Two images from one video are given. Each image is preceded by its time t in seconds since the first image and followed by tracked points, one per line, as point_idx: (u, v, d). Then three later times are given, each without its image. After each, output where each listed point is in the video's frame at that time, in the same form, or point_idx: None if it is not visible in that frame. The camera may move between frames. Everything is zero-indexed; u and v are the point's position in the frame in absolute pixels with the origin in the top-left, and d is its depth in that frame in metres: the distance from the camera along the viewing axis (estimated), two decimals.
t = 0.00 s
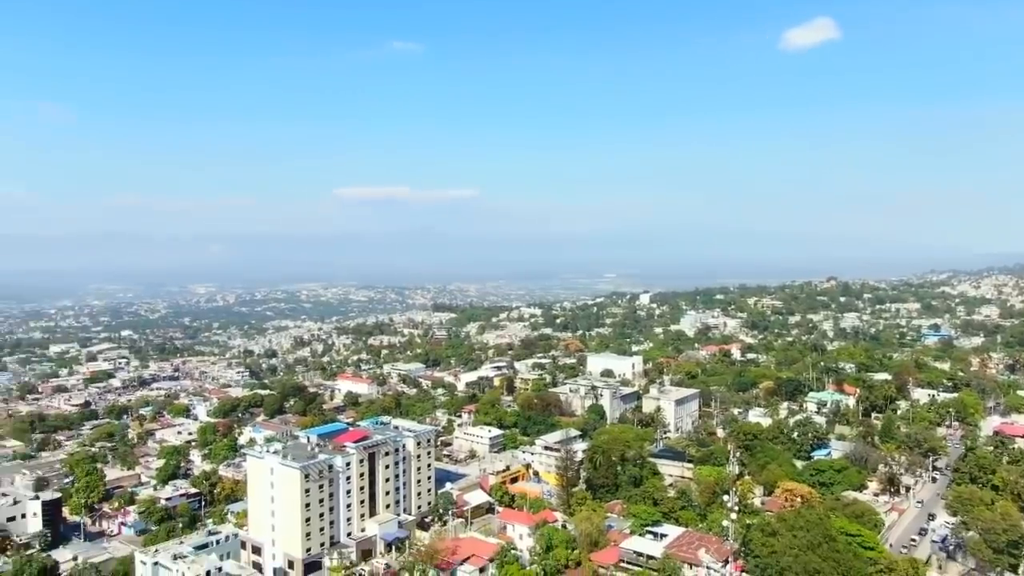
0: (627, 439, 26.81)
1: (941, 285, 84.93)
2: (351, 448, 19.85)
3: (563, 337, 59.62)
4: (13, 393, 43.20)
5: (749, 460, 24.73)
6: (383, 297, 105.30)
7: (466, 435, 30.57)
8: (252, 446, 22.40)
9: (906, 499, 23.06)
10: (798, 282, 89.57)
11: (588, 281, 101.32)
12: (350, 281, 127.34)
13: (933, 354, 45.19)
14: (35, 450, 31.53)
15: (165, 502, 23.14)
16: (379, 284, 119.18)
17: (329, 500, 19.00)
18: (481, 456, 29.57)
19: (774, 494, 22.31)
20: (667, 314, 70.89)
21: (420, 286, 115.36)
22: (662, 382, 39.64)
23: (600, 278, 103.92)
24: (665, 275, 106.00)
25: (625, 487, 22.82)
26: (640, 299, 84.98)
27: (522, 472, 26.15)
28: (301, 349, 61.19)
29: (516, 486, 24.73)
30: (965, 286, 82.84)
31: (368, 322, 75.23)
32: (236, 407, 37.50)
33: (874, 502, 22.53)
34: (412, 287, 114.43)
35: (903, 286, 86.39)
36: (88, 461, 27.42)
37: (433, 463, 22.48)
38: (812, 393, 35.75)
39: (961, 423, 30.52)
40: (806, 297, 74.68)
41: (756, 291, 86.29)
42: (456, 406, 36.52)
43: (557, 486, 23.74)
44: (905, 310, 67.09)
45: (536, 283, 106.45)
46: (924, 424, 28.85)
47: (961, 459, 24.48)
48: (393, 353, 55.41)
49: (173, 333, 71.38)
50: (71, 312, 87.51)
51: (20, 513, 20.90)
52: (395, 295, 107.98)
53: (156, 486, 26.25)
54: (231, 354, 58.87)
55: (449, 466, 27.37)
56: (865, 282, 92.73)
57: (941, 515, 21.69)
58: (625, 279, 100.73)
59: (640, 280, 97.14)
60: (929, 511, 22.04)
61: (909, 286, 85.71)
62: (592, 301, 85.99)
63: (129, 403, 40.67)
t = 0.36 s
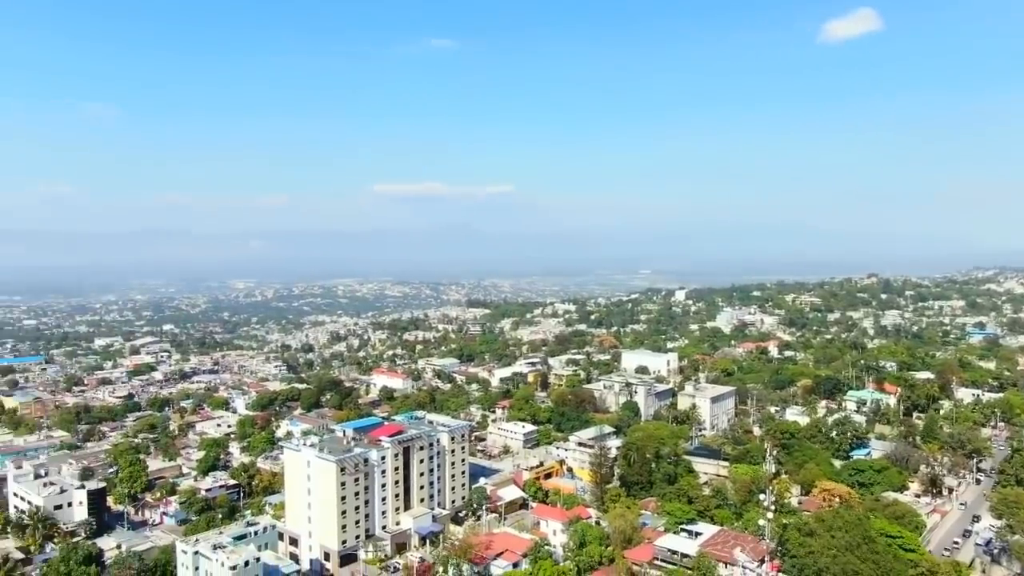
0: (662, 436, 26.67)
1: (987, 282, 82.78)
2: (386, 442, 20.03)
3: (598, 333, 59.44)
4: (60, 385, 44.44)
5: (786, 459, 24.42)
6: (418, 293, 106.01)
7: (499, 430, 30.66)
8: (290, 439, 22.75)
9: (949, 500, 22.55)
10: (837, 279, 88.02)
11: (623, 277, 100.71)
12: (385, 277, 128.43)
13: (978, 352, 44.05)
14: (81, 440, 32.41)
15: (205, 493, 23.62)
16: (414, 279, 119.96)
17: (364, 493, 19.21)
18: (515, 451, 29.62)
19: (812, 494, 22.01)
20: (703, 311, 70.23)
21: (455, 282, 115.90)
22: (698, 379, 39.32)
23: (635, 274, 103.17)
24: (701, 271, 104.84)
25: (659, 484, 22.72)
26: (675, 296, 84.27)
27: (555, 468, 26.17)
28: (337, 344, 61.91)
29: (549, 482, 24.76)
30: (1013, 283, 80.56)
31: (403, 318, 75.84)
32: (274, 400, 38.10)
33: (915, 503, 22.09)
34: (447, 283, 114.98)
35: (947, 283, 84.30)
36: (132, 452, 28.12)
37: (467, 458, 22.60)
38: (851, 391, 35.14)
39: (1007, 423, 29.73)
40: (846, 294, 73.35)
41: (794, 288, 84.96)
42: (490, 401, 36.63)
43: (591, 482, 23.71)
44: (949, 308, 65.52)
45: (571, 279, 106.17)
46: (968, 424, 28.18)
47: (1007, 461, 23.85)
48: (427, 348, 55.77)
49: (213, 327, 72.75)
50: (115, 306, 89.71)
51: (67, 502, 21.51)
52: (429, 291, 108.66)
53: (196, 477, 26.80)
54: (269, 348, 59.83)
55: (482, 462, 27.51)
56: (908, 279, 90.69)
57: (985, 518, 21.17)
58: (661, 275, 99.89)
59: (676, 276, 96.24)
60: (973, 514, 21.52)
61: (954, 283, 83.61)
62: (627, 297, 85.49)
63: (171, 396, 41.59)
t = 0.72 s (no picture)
0: (697, 438, 26.45)
1: None
2: (420, 441, 20.17)
3: (633, 334, 59.15)
4: (104, 382, 45.56)
5: (824, 463, 24.04)
6: (453, 293, 106.51)
7: (533, 430, 30.67)
8: (326, 437, 23.04)
9: (994, 507, 21.98)
10: (879, 280, 86.32)
11: (658, 277, 99.96)
12: (420, 276, 129.30)
13: None
14: (125, 435, 33.20)
15: (243, 489, 24.05)
16: (449, 278, 120.50)
17: (399, 491, 19.38)
18: (548, 452, 29.63)
19: (851, 498, 21.63)
20: (740, 312, 69.42)
21: (489, 281, 116.22)
22: (734, 380, 38.91)
23: (671, 274, 102.34)
24: (738, 272, 103.63)
25: (694, 487, 22.54)
26: (712, 296, 83.45)
27: (590, 468, 26.11)
28: (373, 343, 62.53)
29: (583, 483, 24.71)
30: None
31: (438, 317, 76.30)
32: (311, 398, 38.61)
33: (959, 510, 21.57)
34: (482, 282, 115.37)
35: (994, 284, 82.14)
36: (173, 447, 28.74)
37: (501, 458, 22.65)
38: (893, 394, 34.46)
39: None
40: (888, 295, 71.91)
41: (833, 289, 83.61)
42: (524, 401, 36.67)
43: (625, 483, 23.61)
44: (996, 310, 63.84)
45: (606, 278, 105.77)
46: (1015, 429, 27.43)
47: None
48: (462, 348, 56.03)
49: (252, 326, 74.01)
50: (157, 305, 91.68)
51: (111, 496, 22.06)
52: (464, 290, 109.16)
53: (235, 473, 27.29)
54: (306, 346, 60.68)
55: (516, 461, 27.56)
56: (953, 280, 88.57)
57: None
58: (697, 275, 98.94)
59: (713, 276, 95.23)
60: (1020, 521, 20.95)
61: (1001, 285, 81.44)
62: (662, 297, 84.86)
63: (211, 393, 42.39)
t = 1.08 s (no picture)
0: (723, 435, 26.30)
1: None
2: (445, 434, 20.29)
3: (658, 329, 58.90)
4: (135, 374, 46.36)
5: (852, 460, 23.76)
6: (477, 287, 106.69)
7: (558, 425, 30.67)
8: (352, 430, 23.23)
9: None
10: (909, 275, 84.94)
11: (684, 271, 99.26)
12: (445, 271, 129.65)
13: None
14: (155, 427, 33.75)
15: (270, 481, 24.35)
16: (474, 273, 120.69)
17: (424, 484, 19.50)
18: (573, 447, 29.60)
19: (879, 497, 21.38)
20: (766, 307, 68.79)
21: (513, 276, 116.21)
22: (761, 376, 38.58)
23: (697, 268, 101.54)
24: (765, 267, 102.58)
25: (720, 483, 22.42)
26: (738, 291, 82.85)
27: (614, 463, 26.08)
28: (398, 337, 62.91)
29: (607, 478, 24.69)
30: None
31: (462, 312, 76.56)
32: (337, 391, 38.94)
33: (991, 509, 21.20)
34: (506, 277, 115.43)
35: None
36: (202, 439, 29.16)
37: (525, 452, 22.68)
38: (923, 392, 33.94)
39: None
40: (918, 290, 70.73)
41: (862, 285, 82.50)
42: (549, 396, 36.69)
43: (649, 479, 23.54)
44: None
45: (630, 272, 105.25)
46: None
47: None
48: (487, 342, 56.18)
49: (279, 320, 74.78)
50: (186, 298, 93.02)
51: (142, 486, 22.45)
52: (489, 285, 109.32)
53: (263, 465, 27.62)
54: (332, 340, 61.16)
55: (541, 456, 27.59)
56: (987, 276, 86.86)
57: None
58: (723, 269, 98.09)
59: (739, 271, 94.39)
60: None
61: None
62: (688, 292, 84.34)
63: (239, 386, 42.94)
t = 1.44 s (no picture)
0: (745, 436, 26.13)
1: None
2: (466, 434, 20.35)
3: (679, 330, 58.66)
4: (160, 373, 46.99)
5: (877, 462, 23.50)
6: (498, 287, 106.81)
7: (578, 425, 30.64)
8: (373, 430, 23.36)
9: None
10: (936, 276, 83.73)
11: (706, 270, 98.65)
12: (466, 271, 129.96)
13: None
14: (179, 425, 34.19)
15: (292, 479, 24.58)
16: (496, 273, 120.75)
17: (444, 484, 19.57)
18: (593, 447, 29.55)
19: (905, 500, 21.13)
20: (789, 308, 68.22)
21: (534, 276, 116.22)
22: (784, 378, 38.26)
23: (719, 268, 100.82)
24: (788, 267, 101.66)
25: (741, 485, 22.27)
26: (760, 292, 82.23)
27: (635, 464, 26.01)
28: (419, 337, 63.16)
29: (628, 479, 24.63)
30: None
31: (483, 312, 76.70)
32: (358, 390, 39.20)
33: (1019, 514, 20.87)
34: (527, 277, 115.40)
35: None
36: (225, 437, 29.49)
37: (546, 452, 22.68)
38: (949, 394, 33.46)
39: None
40: (945, 291, 69.72)
41: (888, 285, 81.51)
42: (569, 396, 36.65)
43: (671, 480, 23.44)
44: None
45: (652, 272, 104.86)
46: None
47: None
48: (507, 342, 56.22)
49: (301, 319, 75.39)
50: (210, 298, 94.08)
51: (166, 483, 22.75)
52: (510, 285, 109.42)
53: (285, 463, 27.87)
54: (354, 340, 61.51)
55: (561, 456, 27.58)
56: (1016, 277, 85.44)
57: None
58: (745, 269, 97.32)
59: (762, 271, 93.64)
60: None
61: None
62: (710, 293, 83.79)
63: (262, 385, 43.35)
